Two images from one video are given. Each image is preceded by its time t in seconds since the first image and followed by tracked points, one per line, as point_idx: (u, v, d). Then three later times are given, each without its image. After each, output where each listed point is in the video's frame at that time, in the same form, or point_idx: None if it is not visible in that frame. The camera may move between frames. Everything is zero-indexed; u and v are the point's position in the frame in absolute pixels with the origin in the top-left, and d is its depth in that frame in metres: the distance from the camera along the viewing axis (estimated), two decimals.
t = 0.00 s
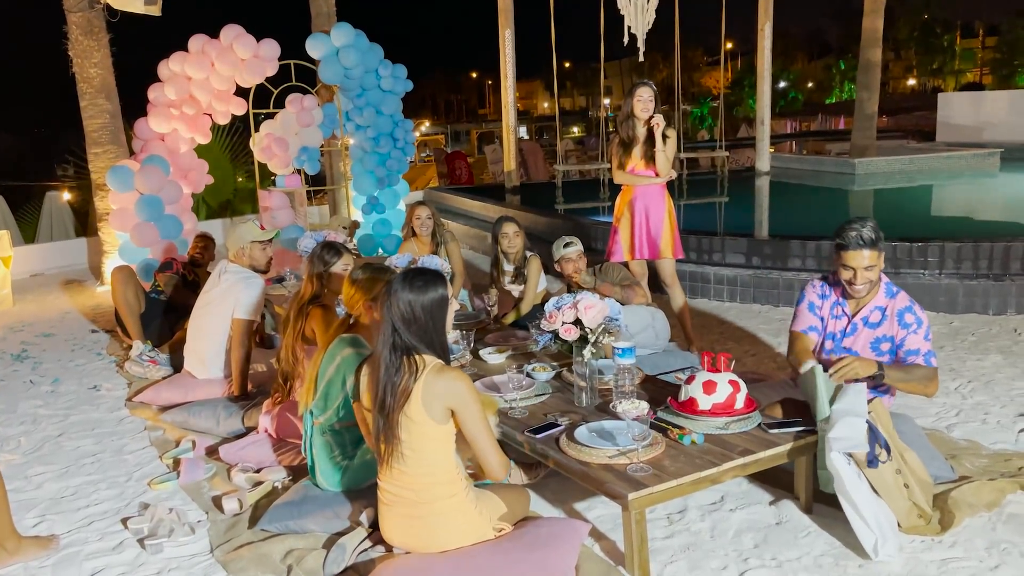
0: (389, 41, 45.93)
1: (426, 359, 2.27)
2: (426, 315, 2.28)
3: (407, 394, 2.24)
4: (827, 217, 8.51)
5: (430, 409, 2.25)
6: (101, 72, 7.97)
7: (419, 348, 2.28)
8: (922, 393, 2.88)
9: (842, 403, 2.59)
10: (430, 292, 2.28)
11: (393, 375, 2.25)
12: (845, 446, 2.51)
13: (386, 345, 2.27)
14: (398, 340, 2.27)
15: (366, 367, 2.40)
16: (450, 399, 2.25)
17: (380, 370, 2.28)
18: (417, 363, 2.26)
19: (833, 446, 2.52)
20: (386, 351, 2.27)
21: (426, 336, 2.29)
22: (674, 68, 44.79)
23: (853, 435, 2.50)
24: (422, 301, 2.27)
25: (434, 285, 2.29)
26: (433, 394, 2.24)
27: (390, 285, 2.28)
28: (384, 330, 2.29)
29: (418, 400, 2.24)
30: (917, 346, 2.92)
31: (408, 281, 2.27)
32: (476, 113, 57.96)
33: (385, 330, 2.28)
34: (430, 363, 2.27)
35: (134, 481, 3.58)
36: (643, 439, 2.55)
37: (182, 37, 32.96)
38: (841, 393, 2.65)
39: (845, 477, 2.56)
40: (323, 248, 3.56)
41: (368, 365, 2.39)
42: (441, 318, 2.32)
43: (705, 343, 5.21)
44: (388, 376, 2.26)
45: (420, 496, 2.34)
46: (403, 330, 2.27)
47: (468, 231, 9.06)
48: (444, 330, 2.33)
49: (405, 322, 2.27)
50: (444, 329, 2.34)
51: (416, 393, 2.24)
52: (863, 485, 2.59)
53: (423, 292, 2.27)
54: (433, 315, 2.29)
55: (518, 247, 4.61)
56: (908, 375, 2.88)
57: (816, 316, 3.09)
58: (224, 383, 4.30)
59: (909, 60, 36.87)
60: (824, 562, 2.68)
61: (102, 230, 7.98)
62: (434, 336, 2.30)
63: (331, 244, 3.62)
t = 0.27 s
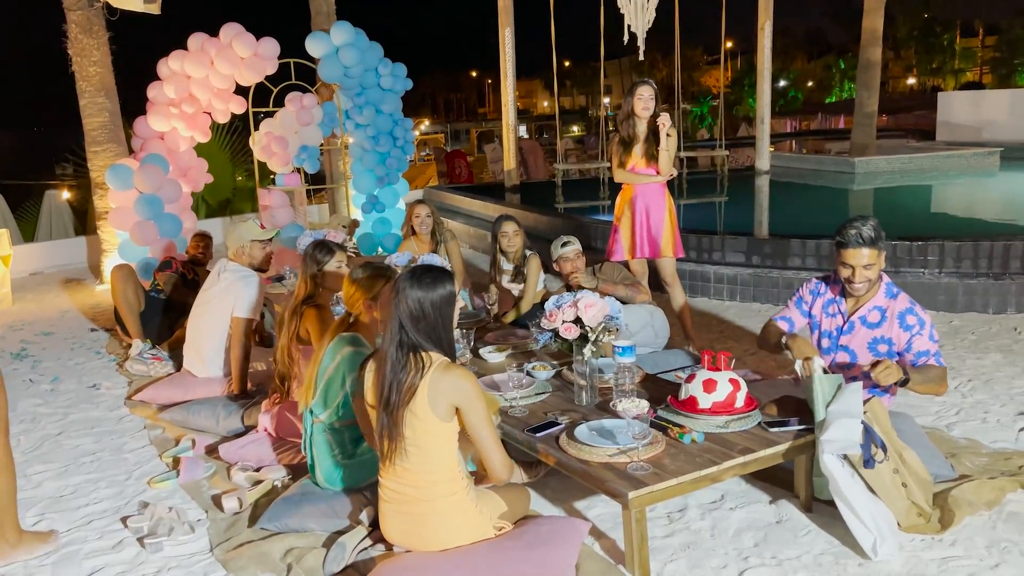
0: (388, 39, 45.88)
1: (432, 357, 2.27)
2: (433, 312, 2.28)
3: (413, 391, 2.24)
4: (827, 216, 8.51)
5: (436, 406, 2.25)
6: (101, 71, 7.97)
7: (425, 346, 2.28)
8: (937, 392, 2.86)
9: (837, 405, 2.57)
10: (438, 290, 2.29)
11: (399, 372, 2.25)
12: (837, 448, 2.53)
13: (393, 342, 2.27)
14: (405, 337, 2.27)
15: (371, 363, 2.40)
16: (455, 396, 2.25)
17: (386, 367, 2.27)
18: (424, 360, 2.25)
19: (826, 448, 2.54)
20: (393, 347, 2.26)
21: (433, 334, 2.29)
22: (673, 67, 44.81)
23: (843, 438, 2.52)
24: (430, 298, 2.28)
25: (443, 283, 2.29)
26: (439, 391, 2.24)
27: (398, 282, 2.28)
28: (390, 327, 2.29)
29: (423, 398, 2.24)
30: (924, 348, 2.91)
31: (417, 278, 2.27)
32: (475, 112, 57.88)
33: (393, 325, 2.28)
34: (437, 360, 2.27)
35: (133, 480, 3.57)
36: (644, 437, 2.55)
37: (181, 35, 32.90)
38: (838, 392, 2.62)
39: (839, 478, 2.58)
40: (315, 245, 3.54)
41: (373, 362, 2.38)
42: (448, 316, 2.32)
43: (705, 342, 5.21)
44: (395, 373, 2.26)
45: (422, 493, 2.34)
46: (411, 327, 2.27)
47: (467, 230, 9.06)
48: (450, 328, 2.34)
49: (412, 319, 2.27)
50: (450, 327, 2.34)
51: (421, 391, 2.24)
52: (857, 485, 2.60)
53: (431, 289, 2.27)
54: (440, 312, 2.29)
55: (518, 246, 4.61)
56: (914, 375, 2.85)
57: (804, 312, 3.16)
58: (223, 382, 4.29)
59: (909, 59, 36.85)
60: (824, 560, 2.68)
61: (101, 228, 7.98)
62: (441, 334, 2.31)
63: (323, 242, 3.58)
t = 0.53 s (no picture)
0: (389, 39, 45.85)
1: (440, 356, 2.28)
2: (443, 312, 2.28)
3: (421, 390, 2.24)
4: (827, 216, 8.51)
5: (443, 405, 2.26)
6: (101, 71, 7.97)
7: (434, 345, 2.28)
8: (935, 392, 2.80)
9: (833, 409, 2.59)
10: (449, 289, 2.29)
11: (408, 371, 2.25)
12: (819, 459, 2.56)
13: (403, 340, 2.26)
14: (414, 335, 2.26)
15: (377, 361, 2.39)
16: (463, 396, 2.25)
17: (395, 365, 2.27)
18: (433, 359, 2.26)
19: (810, 459, 2.57)
20: (402, 345, 2.26)
21: (441, 334, 2.29)
22: (674, 67, 44.79)
23: (826, 449, 2.54)
24: (440, 297, 2.28)
25: (453, 282, 2.30)
26: (447, 390, 2.25)
27: (408, 280, 2.28)
28: (400, 324, 2.28)
29: (431, 397, 2.24)
30: (920, 348, 2.87)
31: (428, 276, 2.27)
32: (476, 112, 57.83)
33: (402, 324, 2.28)
34: (445, 359, 2.28)
35: (134, 479, 3.58)
36: (645, 437, 2.57)
37: (181, 36, 32.87)
38: (835, 397, 2.63)
39: (827, 487, 2.60)
40: (304, 246, 3.51)
41: (380, 360, 2.38)
42: (456, 316, 2.33)
43: (706, 342, 5.21)
44: (403, 371, 2.25)
45: (426, 492, 2.34)
46: (420, 326, 2.27)
47: (468, 230, 9.06)
48: (458, 328, 2.34)
49: (422, 318, 2.27)
50: (458, 327, 2.35)
51: (430, 390, 2.24)
52: (849, 492, 2.62)
53: (441, 288, 2.27)
54: (449, 312, 2.30)
55: (519, 245, 4.60)
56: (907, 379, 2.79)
57: (799, 313, 3.22)
58: (224, 382, 4.30)
59: (910, 59, 36.83)
60: (825, 560, 2.68)
61: (101, 228, 7.98)
62: (449, 333, 2.31)
63: (312, 242, 3.54)
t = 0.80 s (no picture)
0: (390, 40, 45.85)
1: (446, 356, 2.28)
2: (448, 312, 2.29)
3: (427, 389, 2.24)
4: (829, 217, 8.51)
5: (448, 405, 2.25)
6: (103, 71, 7.97)
7: (439, 344, 2.28)
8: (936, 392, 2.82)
9: (836, 410, 2.59)
10: (455, 288, 2.29)
11: (413, 370, 2.25)
12: (820, 461, 2.56)
13: (409, 339, 2.26)
14: (420, 334, 2.27)
15: (383, 361, 2.39)
16: (468, 396, 2.25)
17: (400, 364, 2.27)
18: (438, 359, 2.26)
19: (810, 461, 2.57)
20: (408, 345, 2.26)
21: (447, 333, 2.29)
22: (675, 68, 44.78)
23: (827, 451, 2.54)
24: (445, 297, 2.28)
25: (458, 282, 2.30)
26: (452, 390, 2.24)
27: (415, 279, 2.28)
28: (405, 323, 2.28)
29: (436, 396, 2.24)
30: (916, 347, 2.87)
31: (434, 276, 2.28)
32: (477, 113, 57.82)
33: (408, 323, 2.28)
34: (450, 359, 2.27)
35: (136, 480, 3.57)
36: (648, 439, 2.58)
37: (182, 37, 32.87)
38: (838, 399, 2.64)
39: (828, 489, 2.60)
40: (293, 247, 3.48)
41: (385, 359, 2.38)
42: (462, 316, 2.33)
43: (708, 343, 5.21)
44: (409, 371, 2.25)
45: (430, 492, 2.34)
46: (426, 325, 2.27)
47: (469, 231, 9.06)
48: (464, 328, 2.34)
49: (429, 317, 2.27)
50: (464, 327, 2.35)
51: (435, 390, 2.24)
52: (850, 493, 2.62)
53: (447, 288, 2.28)
54: (455, 311, 2.30)
55: (520, 245, 4.60)
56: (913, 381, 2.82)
57: (799, 312, 3.20)
58: (225, 382, 4.29)
59: (911, 60, 36.82)
60: (827, 562, 2.68)
61: (103, 229, 7.98)
62: (455, 333, 2.31)
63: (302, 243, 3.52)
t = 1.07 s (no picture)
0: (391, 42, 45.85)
1: (446, 357, 2.27)
2: (447, 313, 2.29)
3: (426, 391, 2.24)
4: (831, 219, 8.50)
5: (448, 407, 2.25)
6: (105, 72, 7.99)
7: (439, 345, 2.28)
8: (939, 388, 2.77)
9: (839, 414, 2.60)
10: (455, 290, 2.30)
11: (413, 371, 2.25)
12: (815, 468, 2.54)
13: (409, 340, 2.26)
14: (420, 336, 2.27)
15: (383, 362, 2.39)
16: (467, 398, 2.25)
17: (400, 365, 2.27)
18: (437, 360, 2.26)
19: (805, 468, 2.55)
20: (408, 346, 2.26)
21: (446, 335, 2.29)
22: (676, 70, 44.76)
23: (824, 458, 2.52)
24: (444, 298, 2.28)
25: (457, 284, 2.30)
26: (452, 392, 2.24)
27: (414, 280, 2.28)
28: (405, 325, 2.29)
29: (436, 398, 2.24)
30: (917, 345, 2.85)
31: (433, 277, 2.28)
32: (479, 114, 57.82)
33: (408, 325, 2.28)
34: (449, 360, 2.27)
35: (137, 481, 3.58)
36: (649, 440, 2.57)
37: (183, 38, 32.89)
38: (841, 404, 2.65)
39: (826, 494, 2.59)
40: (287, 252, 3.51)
41: (386, 361, 2.38)
42: (461, 317, 2.33)
43: (709, 345, 5.20)
44: (409, 372, 2.25)
45: (430, 493, 2.34)
46: (426, 326, 2.27)
47: (471, 232, 9.07)
48: (463, 329, 2.34)
49: (428, 318, 2.27)
50: (463, 328, 2.35)
51: (434, 391, 2.24)
52: (847, 498, 2.62)
53: (446, 289, 2.28)
54: (454, 313, 2.30)
55: (523, 246, 4.59)
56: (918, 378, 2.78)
57: (799, 315, 3.22)
58: (225, 384, 4.30)
59: (912, 62, 36.79)
60: (829, 564, 2.67)
61: (105, 230, 8.00)
62: (454, 334, 2.31)
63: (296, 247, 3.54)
